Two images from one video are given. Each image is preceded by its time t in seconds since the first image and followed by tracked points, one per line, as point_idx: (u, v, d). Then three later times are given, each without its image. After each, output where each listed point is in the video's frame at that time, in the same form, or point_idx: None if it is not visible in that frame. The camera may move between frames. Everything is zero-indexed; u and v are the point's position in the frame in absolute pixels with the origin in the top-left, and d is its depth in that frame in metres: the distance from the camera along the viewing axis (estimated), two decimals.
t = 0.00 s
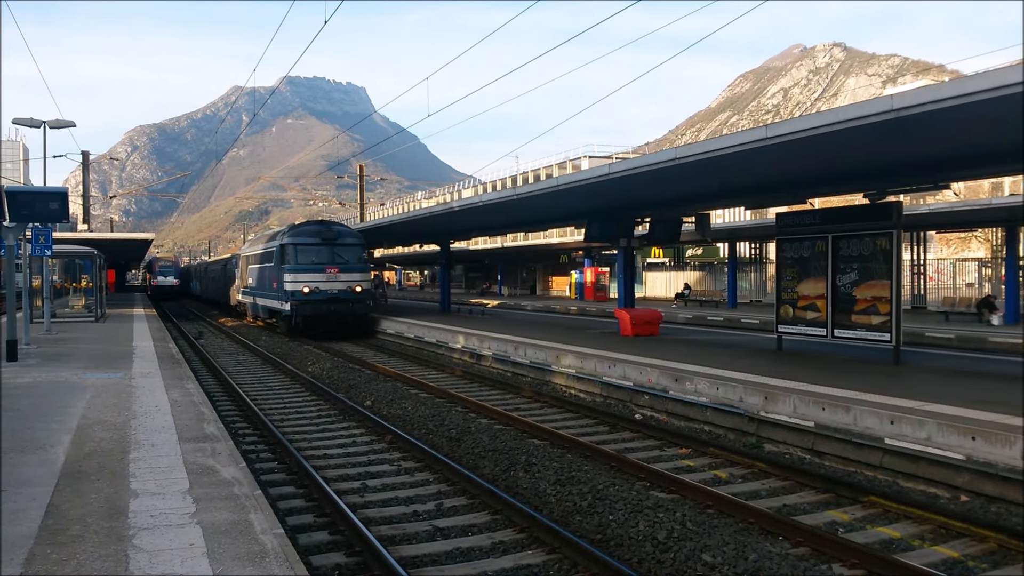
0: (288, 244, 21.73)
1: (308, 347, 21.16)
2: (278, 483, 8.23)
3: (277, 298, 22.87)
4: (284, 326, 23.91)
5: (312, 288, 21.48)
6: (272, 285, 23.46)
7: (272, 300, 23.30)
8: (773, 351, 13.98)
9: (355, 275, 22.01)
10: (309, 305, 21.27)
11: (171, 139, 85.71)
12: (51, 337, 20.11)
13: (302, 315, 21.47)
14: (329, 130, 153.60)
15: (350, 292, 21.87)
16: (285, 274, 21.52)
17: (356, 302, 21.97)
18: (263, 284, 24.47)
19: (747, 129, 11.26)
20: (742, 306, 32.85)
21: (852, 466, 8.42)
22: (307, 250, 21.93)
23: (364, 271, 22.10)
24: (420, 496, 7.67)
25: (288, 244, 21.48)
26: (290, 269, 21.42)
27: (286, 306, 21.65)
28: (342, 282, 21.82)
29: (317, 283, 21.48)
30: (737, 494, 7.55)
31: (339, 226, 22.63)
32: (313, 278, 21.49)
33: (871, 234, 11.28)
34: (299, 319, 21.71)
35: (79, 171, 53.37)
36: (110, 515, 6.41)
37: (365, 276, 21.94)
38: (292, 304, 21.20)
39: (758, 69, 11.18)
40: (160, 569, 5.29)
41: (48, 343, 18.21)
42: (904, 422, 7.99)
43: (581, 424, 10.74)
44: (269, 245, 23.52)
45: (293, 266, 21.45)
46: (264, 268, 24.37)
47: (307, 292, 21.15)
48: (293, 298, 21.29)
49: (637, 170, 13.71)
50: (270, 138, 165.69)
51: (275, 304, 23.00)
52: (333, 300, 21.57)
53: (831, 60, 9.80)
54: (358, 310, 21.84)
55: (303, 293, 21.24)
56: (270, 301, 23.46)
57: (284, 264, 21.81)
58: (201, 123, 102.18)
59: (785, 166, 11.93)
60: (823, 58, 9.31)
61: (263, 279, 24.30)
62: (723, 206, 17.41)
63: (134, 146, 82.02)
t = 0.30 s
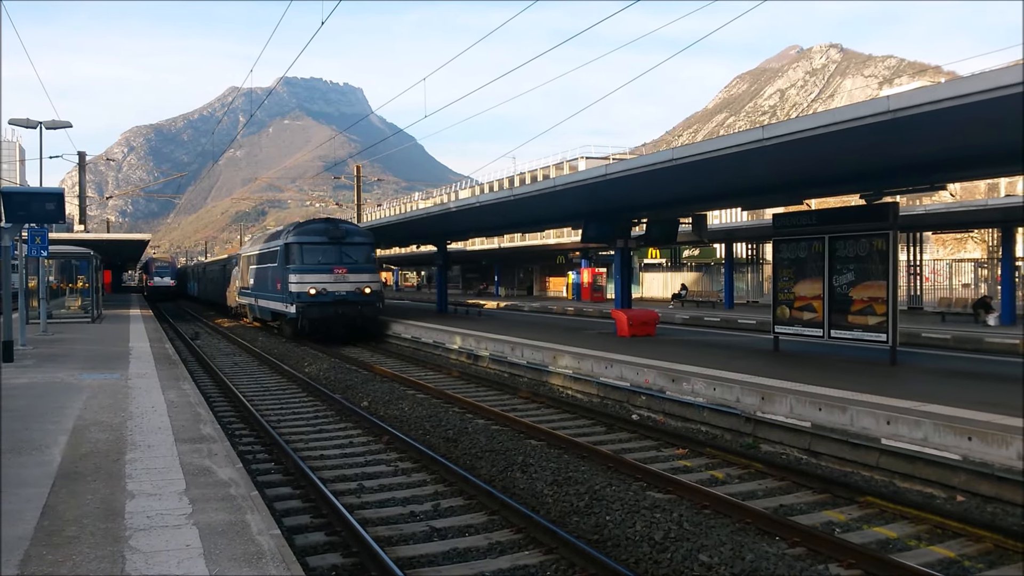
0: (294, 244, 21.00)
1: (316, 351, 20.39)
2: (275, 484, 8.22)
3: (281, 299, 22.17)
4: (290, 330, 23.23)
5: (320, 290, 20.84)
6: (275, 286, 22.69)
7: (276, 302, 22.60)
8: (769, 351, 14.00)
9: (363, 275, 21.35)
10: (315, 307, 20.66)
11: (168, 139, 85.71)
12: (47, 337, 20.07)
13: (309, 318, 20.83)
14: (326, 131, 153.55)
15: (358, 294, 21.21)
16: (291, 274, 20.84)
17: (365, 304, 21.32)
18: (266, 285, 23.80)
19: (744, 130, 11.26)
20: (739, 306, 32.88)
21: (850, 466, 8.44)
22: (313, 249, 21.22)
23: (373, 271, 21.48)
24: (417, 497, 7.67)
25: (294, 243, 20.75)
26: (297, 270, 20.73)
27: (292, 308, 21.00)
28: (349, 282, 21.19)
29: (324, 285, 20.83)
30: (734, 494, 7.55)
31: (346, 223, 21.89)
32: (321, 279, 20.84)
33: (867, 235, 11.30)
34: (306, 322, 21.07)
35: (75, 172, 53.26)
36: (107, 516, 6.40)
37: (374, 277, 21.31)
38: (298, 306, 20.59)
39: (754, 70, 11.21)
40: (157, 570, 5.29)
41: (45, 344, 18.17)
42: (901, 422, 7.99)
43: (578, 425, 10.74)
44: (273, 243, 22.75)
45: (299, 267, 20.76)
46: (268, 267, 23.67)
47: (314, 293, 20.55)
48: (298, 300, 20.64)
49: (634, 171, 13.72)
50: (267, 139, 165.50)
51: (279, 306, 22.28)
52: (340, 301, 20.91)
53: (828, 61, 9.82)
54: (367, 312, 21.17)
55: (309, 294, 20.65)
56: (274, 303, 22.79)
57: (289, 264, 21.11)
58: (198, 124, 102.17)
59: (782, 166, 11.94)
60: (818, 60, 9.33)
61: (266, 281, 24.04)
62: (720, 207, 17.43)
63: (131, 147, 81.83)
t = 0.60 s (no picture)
0: (303, 240, 20.25)
1: (325, 351, 19.73)
2: (273, 482, 8.22)
3: (288, 299, 21.44)
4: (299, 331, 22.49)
5: (329, 289, 20.08)
6: (283, 284, 21.95)
7: (283, 301, 21.83)
8: (767, 350, 14.00)
9: (374, 273, 20.51)
10: (324, 306, 19.90)
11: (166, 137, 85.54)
12: (45, 335, 20.05)
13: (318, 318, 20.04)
14: (324, 129, 153.38)
15: (369, 293, 20.41)
16: (299, 272, 20.07)
17: (376, 303, 20.51)
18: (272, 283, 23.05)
19: (743, 128, 11.26)
20: (737, 305, 32.91)
21: (847, 465, 8.45)
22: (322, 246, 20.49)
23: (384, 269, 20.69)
24: (415, 495, 7.67)
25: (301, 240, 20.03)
26: (305, 267, 19.97)
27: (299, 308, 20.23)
28: (360, 281, 20.35)
29: (333, 283, 20.07)
30: (731, 492, 7.56)
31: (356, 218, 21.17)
32: (330, 277, 20.07)
33: (864, 233, 11.30)
34: (315, 322, 20.32)
35: (73, 169, 53.16)
36: (104, 514, 6.39)
37: (385, 275, 20.50)
38: (306, 306, 19.82)
39: (752, 68, 11.21)
40: (154, 568, 5.28)
41: (42, 342, 18.14)
42: (898, 420, 8.00)
43: (576, 423, 10.74)
44: (280, 239, 21.99)
45: (307, 264, 19.99)
46: (274, 265, 22.93)
47: (323, 292, 19.78)
48: (306, 298, 19.90)
49: (632, 169, 13.71)
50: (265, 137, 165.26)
51: (286, 305, 21.52)
52: (350, 301, 20.15)
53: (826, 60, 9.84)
54: (379, 312, 20.34)
55: (318, 293, 19.86)
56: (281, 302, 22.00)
57: (297, 261, 20.36)
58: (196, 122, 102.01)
59: (781, 165, 11.94)
60: (817, 58, 9.32)
61: (270, 279, 23.49)
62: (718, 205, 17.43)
63: (129, 144, 81.65)
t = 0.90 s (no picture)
0: (314, 237, 19.27)
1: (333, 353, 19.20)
2: (272, 481, 8.21)
3: (297, 300, 20.31)
4: (308, 334, 21.11)
5: (341, 289, 19.05)
6: (291, 284, 20.87)
7: (292, 303, 20.74)
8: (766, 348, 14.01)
9: (389, 272, 19.50)
10: (336, 308, 18.86)
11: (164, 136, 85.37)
12: (44, 334, 20.05)
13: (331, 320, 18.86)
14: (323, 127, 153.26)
15: (384, 293, 19.33)
16: (310, 272, 19.07)
17: (392, 305, 19.41)
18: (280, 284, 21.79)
19: (741, 126, 11.26)
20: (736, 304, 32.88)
21: (846, 463, 8.45)
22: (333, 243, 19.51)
23: (398, 268, 19.68)
24: (414, 494, 7.66)
25: (312, 237, 19.03)
26: (316, 266, 18.97)
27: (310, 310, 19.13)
28: (374, 281, 19.32)
29: (346, 283, 19.06)
30: (731, 491, 7.56)
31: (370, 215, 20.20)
32: (343, 276, 19.07)
33: (863, 231, 11.30)
34: (326, 325, 19.21)
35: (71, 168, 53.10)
36: (103, 513, 6.39)
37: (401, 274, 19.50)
38: (317, 307, 18.79)
39: (750, 66, 11.23)
40: (153, 567, 5.28)
41: (41, 341, 18.13)
42: (897, 418, 8.01)
43: (575, 422, 10.73)
44: (288, 236, 20.97)
45: (319, 263, 19.00)
46: (282, 264, 21.71)
47: (335, 292, 18.76)
48: (318, 299, 18.85)
49: (631, 168, 13.72)
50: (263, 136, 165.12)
51: (295, 306, 20.41)
52: (364, 302, 19.06)
53: (824, 59, 9.84)
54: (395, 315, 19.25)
55: (330, 294, 18.83)
56: (290, 303, 20.92)
57: (307, 260, 19.36)
58: (194, 121, 101.90)
59: (779, 163, 11.94)
60: (815, 57, 9.34)
61: (275, 279, 22.49)
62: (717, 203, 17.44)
63: (127, 144, 81.54)
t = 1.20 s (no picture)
0: (323, 232, 17.73)
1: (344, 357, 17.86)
2: (268, 479, 8.20)
3: (304, 299, 18.93)
4: (317, 336, 19.62)
5: (353, 288, 17.63)
6: (298, 283, 19.45)
7: (299, 302, 19.33)
8: (762, 348, 14.02)
9: (403, 271, 18.23)
10: (347, 309, 17.44)
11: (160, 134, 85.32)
12: (39, 332, 19.98)
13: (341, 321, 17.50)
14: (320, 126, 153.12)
15: (399, 293, 17.97)
16: (319, 269, 17.57)
17: (406, 305, 18.07)
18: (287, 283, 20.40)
19: (739, 126, 11.25)
20: (732, 304, 32.91)
21: (842, 463, 8.48)
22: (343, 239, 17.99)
23: (413, 266, 18.28)
24: (410, 492, 7.66)
25: (321, 232, 17.53)
26: (326, 264, 17.47)
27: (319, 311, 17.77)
28: (387, 279, 17.96)
29: (358, 282, 17.61)
30: (726, 490, 7.57)
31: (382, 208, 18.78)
32: (354, 275, 17.60)
33: (859, 232, 11.31)
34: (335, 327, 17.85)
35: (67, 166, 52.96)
36: (98, 511, 6.37)
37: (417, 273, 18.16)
38: (327, 308, 17.35)
39: (747, 67, 11.24)
40: (148, 566, 5.27)
41: (36, 339, 18.07)
42: (893, 419, 8.03)
43: (571, 421, 10.74)
44: (295, 231, 19.42)
45: (329, 260, 17.49)
46: (288, 261, 20.24)
47: (346, 292, 17.34)
48: (327, 299, 17.41)
49: (628, 168, 13.71)
50: (260, 134, 164.76)
51: (303, 306, 19.03)
52: (377, 302, 17.70)
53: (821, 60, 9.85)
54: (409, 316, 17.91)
55: (341, 293, 17.41)
56: (297, 302, 19.62)
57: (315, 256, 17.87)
58: (191, 118, 101.81)
59: (776, 163, 11.96)
60: (812, 57, 9.36)
61: (279, 278, 21.20)
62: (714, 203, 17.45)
63: (123, 141, 81.29)
